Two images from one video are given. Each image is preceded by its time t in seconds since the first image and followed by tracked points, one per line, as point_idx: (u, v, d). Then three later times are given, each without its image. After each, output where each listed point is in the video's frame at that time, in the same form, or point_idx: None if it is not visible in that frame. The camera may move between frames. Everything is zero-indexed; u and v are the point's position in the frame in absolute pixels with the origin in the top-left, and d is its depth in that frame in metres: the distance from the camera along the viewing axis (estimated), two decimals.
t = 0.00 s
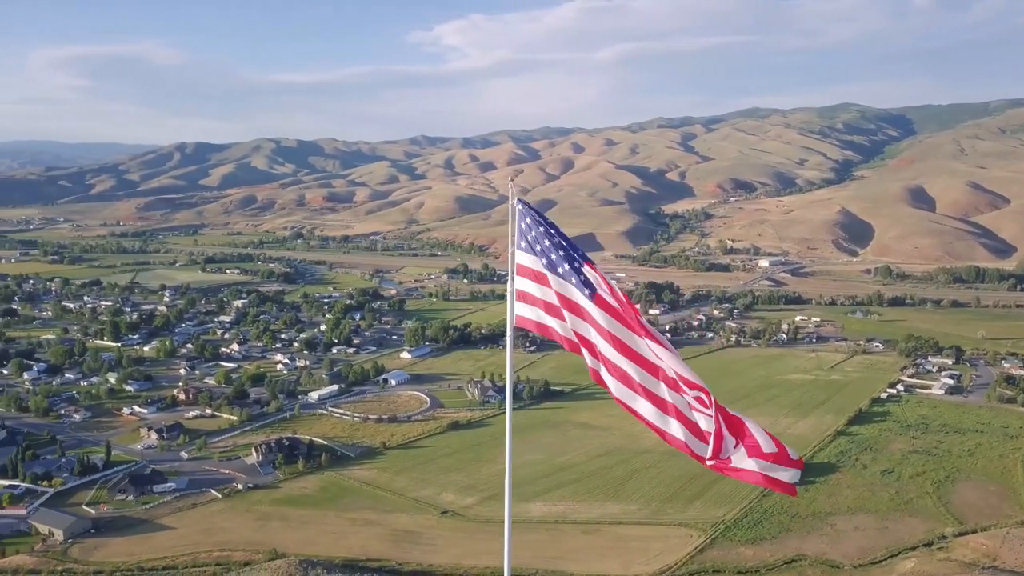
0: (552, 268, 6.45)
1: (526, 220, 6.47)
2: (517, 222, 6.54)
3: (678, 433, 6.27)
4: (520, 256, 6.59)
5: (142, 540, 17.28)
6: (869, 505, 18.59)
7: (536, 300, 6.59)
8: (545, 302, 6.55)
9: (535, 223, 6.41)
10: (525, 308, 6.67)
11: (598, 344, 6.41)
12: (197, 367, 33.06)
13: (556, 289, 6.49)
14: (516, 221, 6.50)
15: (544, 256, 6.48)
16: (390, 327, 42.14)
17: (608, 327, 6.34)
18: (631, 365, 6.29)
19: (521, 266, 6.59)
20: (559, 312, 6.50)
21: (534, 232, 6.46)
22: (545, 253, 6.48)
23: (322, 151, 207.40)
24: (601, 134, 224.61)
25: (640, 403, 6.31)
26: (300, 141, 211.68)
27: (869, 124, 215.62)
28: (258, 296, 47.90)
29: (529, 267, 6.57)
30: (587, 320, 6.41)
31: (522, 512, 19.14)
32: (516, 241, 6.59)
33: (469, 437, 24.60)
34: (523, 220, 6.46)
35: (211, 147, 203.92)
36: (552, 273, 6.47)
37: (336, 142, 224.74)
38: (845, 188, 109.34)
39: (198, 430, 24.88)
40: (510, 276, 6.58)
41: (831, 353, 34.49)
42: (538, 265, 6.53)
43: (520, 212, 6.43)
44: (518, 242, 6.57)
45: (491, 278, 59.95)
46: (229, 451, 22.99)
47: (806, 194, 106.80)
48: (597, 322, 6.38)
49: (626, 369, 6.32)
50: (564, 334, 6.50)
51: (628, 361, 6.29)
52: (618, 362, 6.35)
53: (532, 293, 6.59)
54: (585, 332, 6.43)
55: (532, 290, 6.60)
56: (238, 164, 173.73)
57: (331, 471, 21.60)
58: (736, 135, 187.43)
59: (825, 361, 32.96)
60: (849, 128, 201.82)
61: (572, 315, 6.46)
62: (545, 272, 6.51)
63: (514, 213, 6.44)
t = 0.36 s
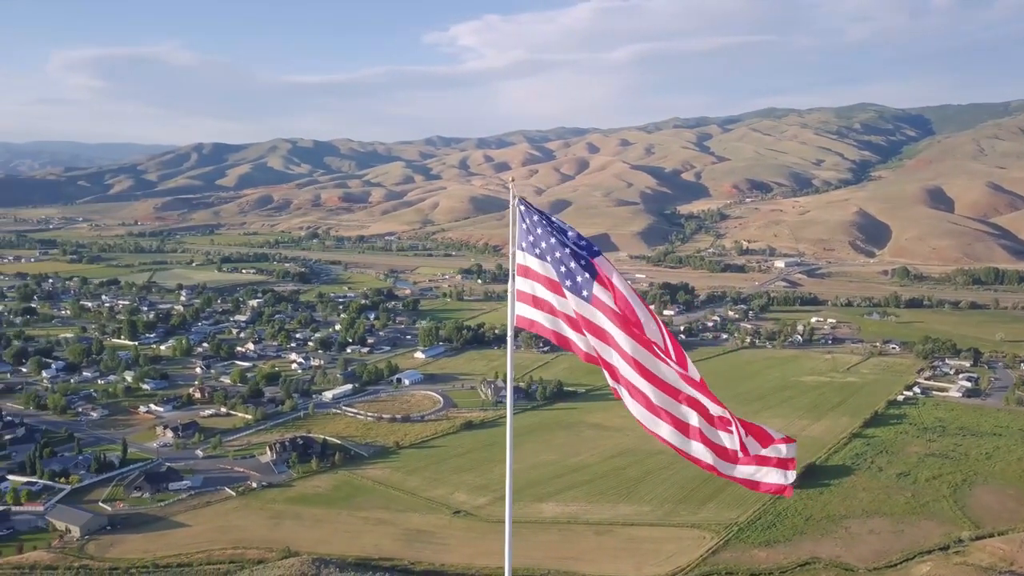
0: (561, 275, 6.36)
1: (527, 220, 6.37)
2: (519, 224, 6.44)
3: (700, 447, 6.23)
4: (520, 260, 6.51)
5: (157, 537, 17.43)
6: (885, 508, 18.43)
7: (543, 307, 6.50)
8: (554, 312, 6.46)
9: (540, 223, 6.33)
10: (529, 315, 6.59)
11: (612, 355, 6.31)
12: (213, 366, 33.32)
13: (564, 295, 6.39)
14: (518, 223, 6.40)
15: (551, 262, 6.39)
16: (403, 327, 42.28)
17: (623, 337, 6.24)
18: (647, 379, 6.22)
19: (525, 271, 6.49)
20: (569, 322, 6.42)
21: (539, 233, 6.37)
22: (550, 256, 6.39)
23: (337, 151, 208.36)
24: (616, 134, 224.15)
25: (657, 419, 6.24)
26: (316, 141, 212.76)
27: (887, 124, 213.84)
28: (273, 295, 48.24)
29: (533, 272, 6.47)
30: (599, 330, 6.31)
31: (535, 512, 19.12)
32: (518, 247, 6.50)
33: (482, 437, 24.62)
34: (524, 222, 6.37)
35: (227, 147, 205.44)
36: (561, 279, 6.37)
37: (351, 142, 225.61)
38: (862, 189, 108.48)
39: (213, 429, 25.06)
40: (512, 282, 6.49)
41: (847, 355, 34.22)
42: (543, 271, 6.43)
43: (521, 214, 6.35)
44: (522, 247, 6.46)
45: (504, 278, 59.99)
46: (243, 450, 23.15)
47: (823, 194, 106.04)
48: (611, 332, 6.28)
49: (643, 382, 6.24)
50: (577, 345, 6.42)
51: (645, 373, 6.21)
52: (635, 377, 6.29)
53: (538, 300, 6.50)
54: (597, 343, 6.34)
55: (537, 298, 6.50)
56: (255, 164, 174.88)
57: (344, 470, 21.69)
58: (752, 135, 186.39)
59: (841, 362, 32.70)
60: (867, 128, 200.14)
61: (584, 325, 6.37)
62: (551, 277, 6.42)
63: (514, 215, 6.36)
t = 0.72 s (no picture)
0: (564, 273, 6.29)
1: (527, 218, 6.36)
2: (518, 222, 6.44)
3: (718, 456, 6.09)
4: (520, 261, 6.46)
5: (173, 534, 17.60)
6: (902, 511, 18.25)
7: (547, 308, 6.43)
8: (556, 311, 6.40)
9: (541, 221, 6.28)
10: (531, 316, 6.52)
11: (618, 357, 6.21)
12: (230, 365, 33.59)
13: (574, 301, 6.31)
14: (517, 222, 6.41)
15: (553, 260, 6.34)
16: (419, 326, 42.42)
17: (631, 336, 6.14)
18: (659, 380, 6.12)
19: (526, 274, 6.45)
20: (574, 323, 6.34)
21: (540, 230, 6.32)
22: (552, 255, 6.33)
23: (354, 152, 209.48)
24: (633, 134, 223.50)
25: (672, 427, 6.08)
26: (333, 142, 214.04)
27: (907, 124, 211.75)
28: (290, 295, 48.58)
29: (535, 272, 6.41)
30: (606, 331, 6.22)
31: (549, 513, 19.12)
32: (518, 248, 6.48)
33: (496, 437, 24.63)
34: (524, 222, 6.34)
35: (246, 147, 207.15)
36: (564, 278, 6.31)
37: (368, 142, 226.68)
38: (881, 189, 107.50)
39: (230, 427, 25.27)
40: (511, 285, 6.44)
41: (864, 357, 33.93)
42: (546, 270, 6.36)
43: (522, 215, 6.34)
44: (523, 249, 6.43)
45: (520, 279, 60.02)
46: (259, 448, 23.32)
47: (841, 195, 105.21)
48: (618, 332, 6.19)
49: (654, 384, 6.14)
50: (582, 347, 6.36)
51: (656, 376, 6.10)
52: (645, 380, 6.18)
53: (541, 301, 6.43)
54: (606, 343, 6.24)
55: (539, 298, 6.45)
56: (273, 164, 176.15)
57: (359, 469, 21.80)
58: (770, 135, 185.21)
59: (859, 364, 32.42)
60: (887, 128, 198.21)
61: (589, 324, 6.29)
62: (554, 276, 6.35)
63: (512, 214, 6.36)
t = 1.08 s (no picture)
0: (572, 278, 6.06)
1: (525, 222, 6.12)
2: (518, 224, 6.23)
3: (745, 479, 5.87)
4: (520, 262, 6.25)
5: (190, 531, 17.76)
6: (919, 515, 18.06)
7: (558, 319, 6.20)
8: (566, 321, 6.17)
9: (538, 219, 6.06)
10: (543, 324, 6.29)
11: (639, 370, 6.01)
12: (247, 364, 33.84)
13: (591, 316, 6.10)
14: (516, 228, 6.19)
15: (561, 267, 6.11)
16: (434, 326, 42.53)
17: (647, 353, 5.93)
18: (677, 400, 5.87)
19: (532, 285, 6.24)
20: (590, 336, 6.13)
21: (536, 230, 6.12)
22: (563, 264, 6.09)
23: (371, 152, 210.44)
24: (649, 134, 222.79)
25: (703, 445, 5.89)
26: (350, 142, 215.21)
27: (927, 123, 209.62)
28: (307, 295, 48.87)
29: (541, 282, 6.21)
30: (626, 345, 5.98)
31: (562, 513, 19.11)
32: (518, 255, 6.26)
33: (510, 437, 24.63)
34: (523, 227, 6.12)
35: (264, 148, 208.71)
36: (572, 283, 6.08)
37: (384, 143, 227.68)
38: (900, 189, 106.54)
39: (246, 426, 25.45)
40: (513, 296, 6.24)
41: (882, 358, 33.60)
42: (551, 275, 6.15)
43: (518, 220, 6.13)
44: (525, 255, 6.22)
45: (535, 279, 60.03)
46: (275, 447, 23.47)
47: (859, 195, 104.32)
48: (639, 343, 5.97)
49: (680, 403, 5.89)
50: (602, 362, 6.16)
51: (681, 392, 5.86)
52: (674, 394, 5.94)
53: (553, 314, 6.21)
54: (626, 360, 6.02)
55: (547, 306, 6.22)
56: (290, 164, 177.30)
57: (373, 468, 21.89)
58: (787, 135, 183.95)
59: (876, 366, 32.13)
60: (906, 128, 196.26)
61: (603, 334, 6.09)
62: (561, 282, 6.13)
63: (514, 215, 6.11)
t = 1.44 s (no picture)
0: (581, 286, 6.07)
1: (527, 224, 6.16)
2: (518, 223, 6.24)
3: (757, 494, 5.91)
4: (536, 270, 6.23)
5: (204, 529, 17.91)
6: (934, 518, 17.90)
7: (567, 323, 6.21)
8: (572, 325, 6.17)
9: (540, 219, 6.08)
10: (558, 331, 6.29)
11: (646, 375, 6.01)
12: (261, 363, 34.03)
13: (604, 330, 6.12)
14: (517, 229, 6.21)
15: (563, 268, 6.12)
16: (448, 326, 42.60)
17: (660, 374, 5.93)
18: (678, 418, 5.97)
19: (535, 288, 6.26)
20: (594, 338, 6.12)
21: (540, 230, 6.14)
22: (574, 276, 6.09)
23: (386, 152, 211.18)
24: (664, 134, 222.08)
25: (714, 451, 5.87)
26: (365, 143, 216.01)
27: (946, 123, 207.59)
28: (321, 294, 49.11)
29: (544, 284, 6.23)
30: (634, 349, 5.97)
31: (574, 513, 19.09)
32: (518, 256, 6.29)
33: (522, 438, 24.63)
34: (526, 228, 6.15)
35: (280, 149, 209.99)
36: (581, 291, 6.09)
37: (399, 143, 228.36)
38: (918, 189, 105.57)
39: (260, 425, 25.62)
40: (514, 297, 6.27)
41: (898, 360, 33.28)
42: (557, 280, 6.15)
43: (521, 223, 6.16)
44: (528, 258, 6.24)
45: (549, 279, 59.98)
46: (289, 445, 23.62)
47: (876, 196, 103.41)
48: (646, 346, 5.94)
49: (692, 410, 5.89)
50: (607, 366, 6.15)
51: (697, 409, 5.85)
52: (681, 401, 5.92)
53: (557, 317, 6.22)
54: (635, 365, 6.00)
55: (552, 310, 6.24)
56: (305, 165, 178.20)
57: (386, 468, 21.98)
58: (804, 135, 182.75)
59: (892, 368, 31.84)
60: (925, 128, 194.35)
61: (615, 342, 6.09)
62: (563, 285, 6.14)
63: (516, 216, 6.11)
